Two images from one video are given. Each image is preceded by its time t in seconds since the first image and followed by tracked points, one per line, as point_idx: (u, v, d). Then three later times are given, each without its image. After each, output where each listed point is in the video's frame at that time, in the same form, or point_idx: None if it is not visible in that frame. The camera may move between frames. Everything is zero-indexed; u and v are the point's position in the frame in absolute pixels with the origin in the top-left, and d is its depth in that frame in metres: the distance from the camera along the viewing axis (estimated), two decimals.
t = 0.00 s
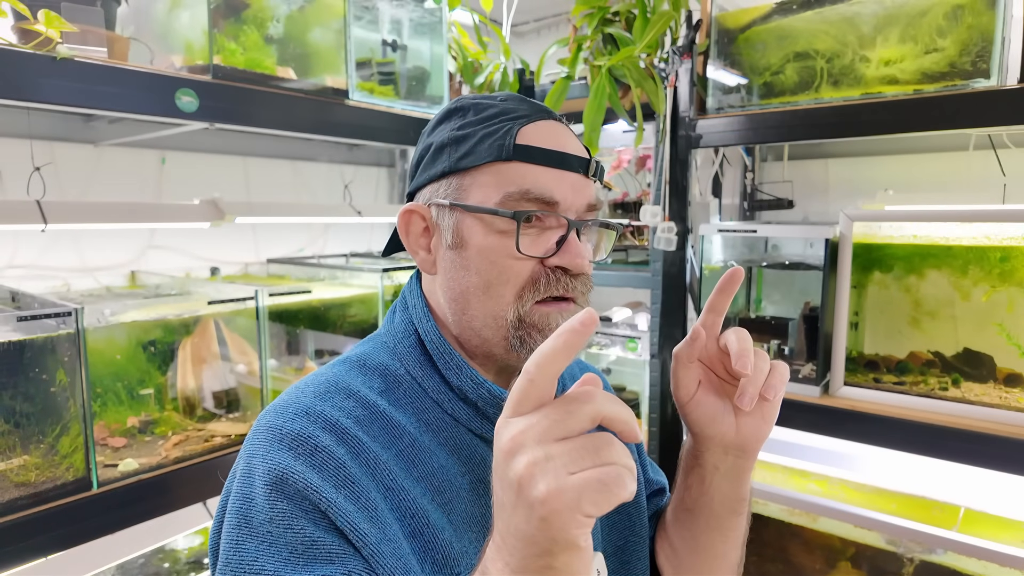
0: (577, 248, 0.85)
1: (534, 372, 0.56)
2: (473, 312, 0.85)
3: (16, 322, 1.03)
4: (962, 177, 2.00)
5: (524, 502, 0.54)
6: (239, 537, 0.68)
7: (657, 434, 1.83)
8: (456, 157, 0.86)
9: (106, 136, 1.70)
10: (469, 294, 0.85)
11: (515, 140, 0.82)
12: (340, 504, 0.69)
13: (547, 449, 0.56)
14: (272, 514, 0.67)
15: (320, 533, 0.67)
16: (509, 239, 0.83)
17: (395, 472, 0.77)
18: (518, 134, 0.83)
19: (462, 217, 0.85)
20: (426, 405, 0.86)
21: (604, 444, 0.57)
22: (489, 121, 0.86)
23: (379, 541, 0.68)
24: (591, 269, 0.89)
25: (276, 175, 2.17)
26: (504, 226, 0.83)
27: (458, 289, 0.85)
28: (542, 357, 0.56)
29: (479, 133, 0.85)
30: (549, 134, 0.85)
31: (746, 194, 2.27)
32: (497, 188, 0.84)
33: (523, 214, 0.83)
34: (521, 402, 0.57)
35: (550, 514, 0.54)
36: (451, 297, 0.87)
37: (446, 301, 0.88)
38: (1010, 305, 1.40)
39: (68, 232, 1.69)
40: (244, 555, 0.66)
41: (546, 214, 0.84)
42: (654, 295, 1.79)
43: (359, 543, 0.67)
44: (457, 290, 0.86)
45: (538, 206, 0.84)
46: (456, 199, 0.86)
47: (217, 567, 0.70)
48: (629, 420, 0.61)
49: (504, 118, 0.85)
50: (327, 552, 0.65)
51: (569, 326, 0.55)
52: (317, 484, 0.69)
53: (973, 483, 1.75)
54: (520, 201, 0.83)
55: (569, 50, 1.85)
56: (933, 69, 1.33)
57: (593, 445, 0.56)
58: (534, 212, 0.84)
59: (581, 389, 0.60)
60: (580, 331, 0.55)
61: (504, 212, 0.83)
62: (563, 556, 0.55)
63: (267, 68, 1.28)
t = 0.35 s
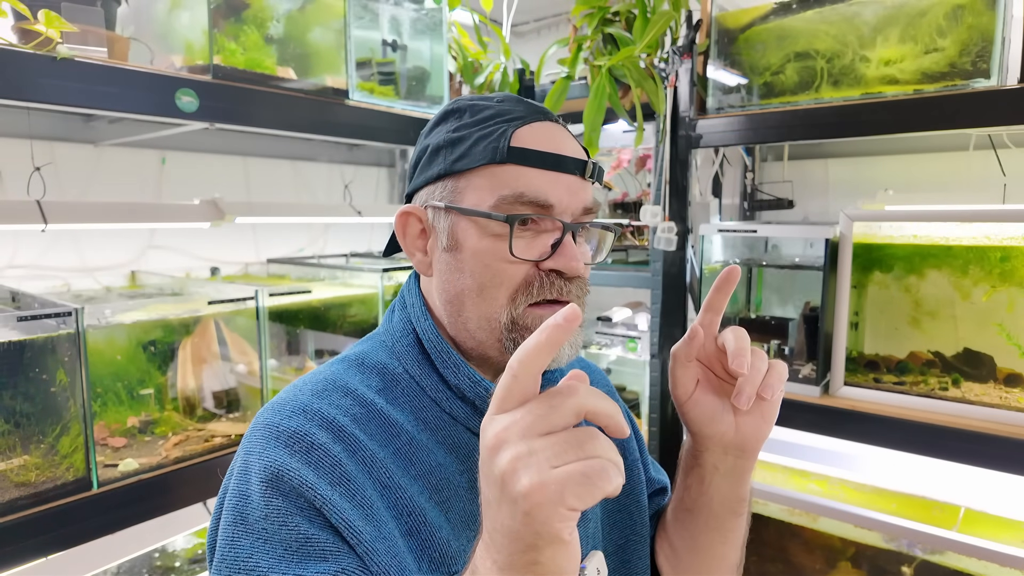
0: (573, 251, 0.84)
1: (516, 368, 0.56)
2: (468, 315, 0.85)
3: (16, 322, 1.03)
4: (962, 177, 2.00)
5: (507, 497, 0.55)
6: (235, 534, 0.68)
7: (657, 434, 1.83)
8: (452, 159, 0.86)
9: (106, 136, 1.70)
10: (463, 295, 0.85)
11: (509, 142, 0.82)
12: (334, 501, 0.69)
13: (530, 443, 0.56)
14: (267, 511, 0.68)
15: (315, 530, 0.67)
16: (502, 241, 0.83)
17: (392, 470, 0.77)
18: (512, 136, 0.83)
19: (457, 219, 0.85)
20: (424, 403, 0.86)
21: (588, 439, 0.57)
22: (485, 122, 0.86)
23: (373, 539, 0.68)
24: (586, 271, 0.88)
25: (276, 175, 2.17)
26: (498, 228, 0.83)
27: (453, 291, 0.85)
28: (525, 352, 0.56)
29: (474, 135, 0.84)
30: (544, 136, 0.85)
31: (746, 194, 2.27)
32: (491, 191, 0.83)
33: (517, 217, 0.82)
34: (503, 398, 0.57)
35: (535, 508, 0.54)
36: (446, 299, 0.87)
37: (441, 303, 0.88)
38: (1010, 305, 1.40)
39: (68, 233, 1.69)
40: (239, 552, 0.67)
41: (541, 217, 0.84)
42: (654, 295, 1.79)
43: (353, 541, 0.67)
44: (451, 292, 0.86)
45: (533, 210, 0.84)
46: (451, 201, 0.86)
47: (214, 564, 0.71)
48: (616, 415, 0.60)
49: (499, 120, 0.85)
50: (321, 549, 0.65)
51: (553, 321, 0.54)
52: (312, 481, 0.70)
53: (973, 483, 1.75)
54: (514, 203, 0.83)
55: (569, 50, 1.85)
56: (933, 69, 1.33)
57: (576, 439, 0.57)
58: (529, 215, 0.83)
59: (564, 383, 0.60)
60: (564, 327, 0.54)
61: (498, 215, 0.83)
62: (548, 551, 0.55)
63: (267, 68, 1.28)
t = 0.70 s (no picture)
0: (570, 251, 0.84)
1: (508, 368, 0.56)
2: (465, 316, 0.85)
3: (16, 322, 1.03)
4: (962, 177, 2.00)
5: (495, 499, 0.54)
6: (231, 533, 0.68)
7: (658, 434, 1.83)
8: (449, 160, 0.86)
9: (107, 136, 1.70)
10: (461, 296, 0.85)
11: (505, 142, 0.82)
12: (331, 500, 0.69)
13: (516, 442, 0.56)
14: (263, 509, 0.68)
15: (311, 529, 0.67)
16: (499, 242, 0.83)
17: (390, 469, 0.77)
18: (509, 136, 0.82)
19: (454, 220, 0.85)
20: (424, 402, 0.86)
21: (577, 438, 0.57)
22: (482, 122, 0.85)
23: (369, 538, 0.69)
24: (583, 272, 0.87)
25: (277, 175, 2.17)
26: (494, 229, 0.83)
27: (450, 292, 0.86)
28: (516, 354, 0.55)
29: (471, 135, 0.84)
30: (541, 136, 0.84)
31: (746, 194, 2.27)
32: (487, 192, 0.83)
33: (512, 218, 0.82)
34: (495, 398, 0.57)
35: (517, 510, 0.54)
36: (443, 300, 0.87)
37: (439, 303, 0.89)
38: (1010, 305, 1.40)
39: (68, 232, 1.69)
40: (235, 550, 0.67)
41: (538, 218, 0.83)
42: (654, 295, 1.79)
43: (349, 540, 0.67)
44: (449, 293, 0.86)
45: (529, 211, 0.83)
46: (448, 202, 0.86)
47: (211, 561, 0.71)
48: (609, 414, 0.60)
49: (496, 120, 0.85)
50: (316, 548, 0.65)
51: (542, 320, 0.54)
52: (308, 480, 0.70)
53: (973, 483, 1.75)
54: (510, 204, 0.83)
55: (569, 50, 1.85)
56: (933, 69, 1.33)
57: (564, 439, 0.56)
58: (525, 216, 0.83)
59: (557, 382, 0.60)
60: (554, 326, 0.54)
61: (494, 216, 0.83)
62: (535, 553, 0.55)
63: (268, 68, 1.28)
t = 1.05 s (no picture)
0: (541, 248, 0.83)
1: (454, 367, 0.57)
2: (444, 315, 0.87)
3: (16, 322, 1.03)
4: (962, 177, 2.00)
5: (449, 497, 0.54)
6: (227, 532, 0.69)
7: (658, 434, 1.83)
8: (429, 161, 0.87)
9: (106, 136, 1.70)
10: (440, 296, 0.87)
11: (473, 141, 0.82)
12: (326, 502, 0.69)
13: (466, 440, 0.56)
14: (259, 510, 0.68)
15: (305, 531, 0.67)
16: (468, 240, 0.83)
17: (388, 471, 0.77)
18: (478, 134, 0.82)
19: (433, 220, 0.87)
20: (423, 405, 0.85)
21: (523, 428, 0.58)
22: (460, 123, 0.86)
23: (363, 540, 0.69)
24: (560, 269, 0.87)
25: (277, 175, 2.17)
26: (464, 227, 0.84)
27: (433, 292, 0.88)
28: (461, 352, 0.57)
29: (448, 136, 0.85)
30: (514, 133, 0.84)
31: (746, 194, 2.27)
32: (457, 190, 0.84)
33: (479, 215, 0.83)
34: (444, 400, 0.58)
35: (471, 506, 0.54)
36: (429, 299, 0.90)
37: (427, 303, 0.91)
38: (1010, 305, 1.40)
39: (68, 233, 1.69)
40: (230, 550, 0.67)
41: (507, 216, 0.83)
42: (654, 295, 1.80)
43: (343, 543, 0.67)
44: (433, 292, 0.89)
45: (498, 208, 0.83)
46: (429, 202, 0.88)
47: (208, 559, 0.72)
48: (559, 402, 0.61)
49: (473, 120, 0.85)
50: (309, 551, 0.66)
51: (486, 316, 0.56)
52: (304, 481, 0.70)
53: (973, 483, 1.76)
54: (478, 201, 0.83)
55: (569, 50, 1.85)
56: (933, 69, 1.33)
57: (511, 432, 0.57)
58: (493, 213, 0.83)
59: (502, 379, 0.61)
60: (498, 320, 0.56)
61: (464, 215, 0.83)
62: (490, 548, 0.55)
63: (268, 68, 1.28)
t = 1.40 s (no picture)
0: (535, 252, 0.83)
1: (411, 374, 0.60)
2: (436, 314, 0.87)
3: (16, 321, 1.03)
4: (963, 177, 2.00)
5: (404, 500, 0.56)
6: (218, 533, 0.69)
7: (658, 435, 1.83)
8: (428, 161, 0.88)
9: (107, 136, 1.70)
10: (433, 295, 0.87)
11: (470, 142, 0.82)
12: (314, 504, 0.69)
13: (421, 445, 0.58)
14: (248, 511, 0.68)
15: (292, 532, 0.67)
16: (461, 241, 0.84)
17: (380, 473, 0.77)
18: (476, 135, 0.83)
19: (430, 219, 0.87)
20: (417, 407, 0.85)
21: (480, 428, 0.59)
22: (460, 123, 0.86)
23: (351, 543, 0.69)
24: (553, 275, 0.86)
25: (277, 175, 2.17)
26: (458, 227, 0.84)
27: (427, 292, 0.88)
28: (417, 360, 0.59)
29: (447, 136, 0.86)
30: (513, 134, 0.84)
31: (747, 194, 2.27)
32: (454, 190, 0.84)
33: (475, 216, 0.83)
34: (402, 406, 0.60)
35: (427, 513, 0.55)
36: (424, 299, 0.90)
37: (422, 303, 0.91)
38: (1011, 305, 1.39)
39: (68, 233, 1.68)
40: (219, 551, 0.67)
41: (502, 218, 0.84)
42: (655, 296, 1.80)
43: (330, 545, 0.67)
44: (428, 292, 0.89)
45: (494, 209, 0.84)
46: (427, 202, 0.89)
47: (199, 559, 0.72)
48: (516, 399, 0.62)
49: (471, 120, 0.85)
50: (296, 553, 0.65)
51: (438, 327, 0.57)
52: (294, 483, 0.70)
53: (974, 483, 1.75)
54: (474, 202, 0.83)
55: (570, 49, 1.85)
56: (935, 68, 1.32)
57: (467, 435, 0.59)
58: (488, 215, 0.84)
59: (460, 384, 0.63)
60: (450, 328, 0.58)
61: (459, 214, 0.84)
62: (448, 550, 0.56)
63: (268, 68, 1.28)
